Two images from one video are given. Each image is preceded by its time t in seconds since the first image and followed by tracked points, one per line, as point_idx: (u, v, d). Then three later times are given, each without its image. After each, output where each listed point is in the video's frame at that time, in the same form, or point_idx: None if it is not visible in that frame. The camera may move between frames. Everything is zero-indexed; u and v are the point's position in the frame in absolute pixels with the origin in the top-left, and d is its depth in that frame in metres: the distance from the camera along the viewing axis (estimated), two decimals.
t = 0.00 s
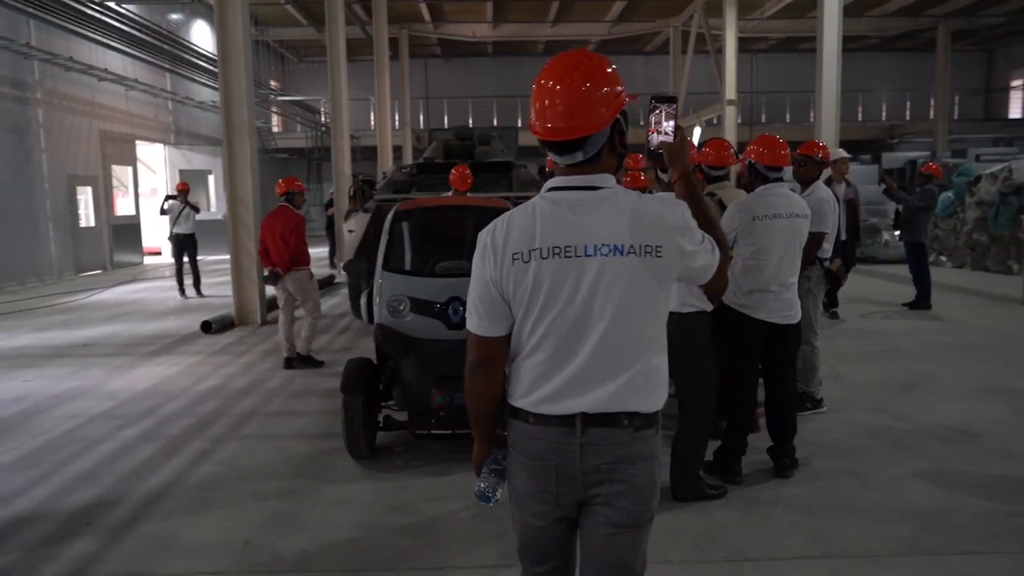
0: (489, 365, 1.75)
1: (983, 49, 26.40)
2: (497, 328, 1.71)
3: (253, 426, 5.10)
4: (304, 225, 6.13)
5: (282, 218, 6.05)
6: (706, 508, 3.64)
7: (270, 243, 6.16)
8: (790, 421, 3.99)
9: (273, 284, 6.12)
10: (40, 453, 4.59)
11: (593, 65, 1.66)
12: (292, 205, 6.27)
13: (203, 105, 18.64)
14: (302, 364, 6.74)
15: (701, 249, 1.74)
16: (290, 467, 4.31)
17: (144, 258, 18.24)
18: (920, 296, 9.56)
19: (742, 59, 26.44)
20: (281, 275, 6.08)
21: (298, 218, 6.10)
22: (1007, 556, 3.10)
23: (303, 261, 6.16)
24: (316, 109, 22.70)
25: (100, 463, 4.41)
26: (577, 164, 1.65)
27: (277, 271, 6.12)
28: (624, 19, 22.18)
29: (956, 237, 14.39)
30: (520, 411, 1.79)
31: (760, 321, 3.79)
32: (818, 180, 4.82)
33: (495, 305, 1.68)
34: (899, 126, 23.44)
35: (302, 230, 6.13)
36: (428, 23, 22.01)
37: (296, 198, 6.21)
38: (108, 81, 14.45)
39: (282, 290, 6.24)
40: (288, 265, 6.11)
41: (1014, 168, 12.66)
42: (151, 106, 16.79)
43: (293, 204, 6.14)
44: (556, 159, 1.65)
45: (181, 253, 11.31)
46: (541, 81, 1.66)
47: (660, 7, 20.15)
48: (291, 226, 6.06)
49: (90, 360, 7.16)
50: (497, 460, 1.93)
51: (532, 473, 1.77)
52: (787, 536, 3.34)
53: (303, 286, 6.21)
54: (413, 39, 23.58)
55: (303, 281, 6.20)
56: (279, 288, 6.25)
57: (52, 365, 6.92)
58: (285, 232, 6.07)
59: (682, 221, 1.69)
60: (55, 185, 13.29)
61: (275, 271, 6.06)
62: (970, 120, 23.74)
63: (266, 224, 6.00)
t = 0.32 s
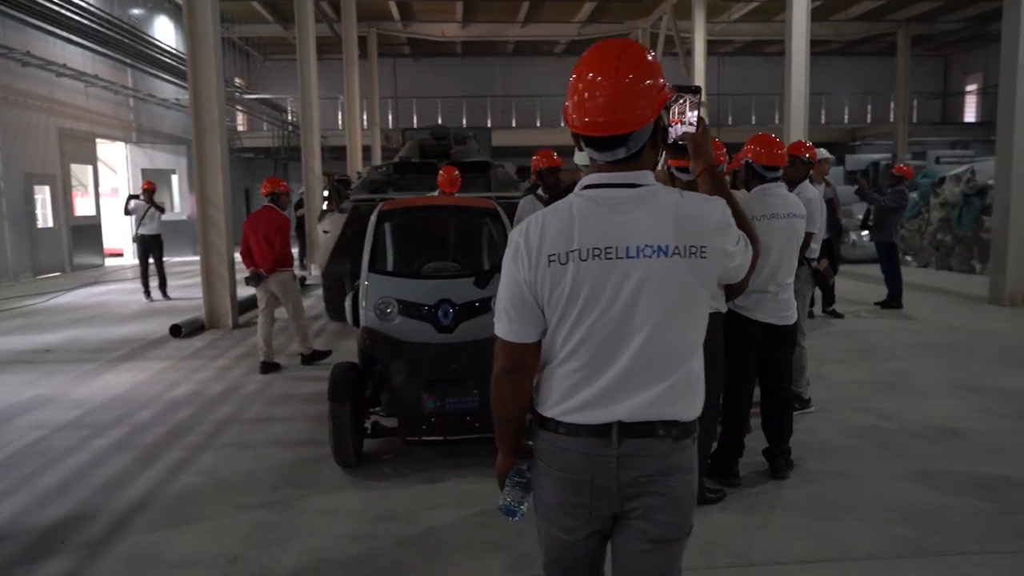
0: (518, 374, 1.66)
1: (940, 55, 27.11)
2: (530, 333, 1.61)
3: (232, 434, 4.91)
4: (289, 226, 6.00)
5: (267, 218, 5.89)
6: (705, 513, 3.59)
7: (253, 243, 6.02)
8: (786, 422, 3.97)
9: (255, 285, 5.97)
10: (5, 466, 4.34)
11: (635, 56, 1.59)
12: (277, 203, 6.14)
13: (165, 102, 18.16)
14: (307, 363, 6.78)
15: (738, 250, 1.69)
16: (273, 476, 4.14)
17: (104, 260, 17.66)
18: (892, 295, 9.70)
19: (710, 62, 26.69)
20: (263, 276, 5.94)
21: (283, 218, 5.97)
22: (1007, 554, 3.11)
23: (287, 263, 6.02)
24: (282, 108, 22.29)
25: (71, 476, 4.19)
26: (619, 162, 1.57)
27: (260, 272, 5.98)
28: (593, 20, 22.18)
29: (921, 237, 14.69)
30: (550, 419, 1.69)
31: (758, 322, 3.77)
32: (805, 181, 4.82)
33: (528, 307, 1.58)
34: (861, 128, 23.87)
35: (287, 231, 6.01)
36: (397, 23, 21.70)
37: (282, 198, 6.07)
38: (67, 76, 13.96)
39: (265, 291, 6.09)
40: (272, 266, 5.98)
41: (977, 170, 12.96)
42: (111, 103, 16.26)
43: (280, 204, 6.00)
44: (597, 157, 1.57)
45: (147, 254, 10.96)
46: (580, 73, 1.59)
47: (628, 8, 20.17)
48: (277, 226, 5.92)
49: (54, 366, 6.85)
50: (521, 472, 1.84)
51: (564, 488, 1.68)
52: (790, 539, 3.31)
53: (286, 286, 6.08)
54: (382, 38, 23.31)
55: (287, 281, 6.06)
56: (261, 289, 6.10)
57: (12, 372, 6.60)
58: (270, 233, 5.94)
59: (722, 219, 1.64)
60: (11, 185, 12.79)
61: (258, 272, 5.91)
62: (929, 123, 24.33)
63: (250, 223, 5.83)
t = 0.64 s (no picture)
0: (555, 389, 1.54)
1: (898, 58, 27.72)
2: (570, 346, 1.50)
3: (209, 444, 4.69)
4: (280, 226, 6.01)
5: (257, 219, 5.91)
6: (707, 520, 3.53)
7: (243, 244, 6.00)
8: (784, 424, 3.91)
9: (245, 286, 5.92)
10: None
11: (685, 50, 1.50)
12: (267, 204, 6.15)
13: (124, 99, 17.59)
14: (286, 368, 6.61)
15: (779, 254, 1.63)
16: (255, 489, 3.95)
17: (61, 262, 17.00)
18: (864, 295, 9.82)
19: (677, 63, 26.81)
20: (253, 277, 5.90)
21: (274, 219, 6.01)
22: (1011, 557, 3.11)
23: (277, 263, 5.99)
24: (246, 105, 21.76)
25: (36, 494, 3.94)
26: (671, 161, 1.48)
27: (250, 273, 5.95)
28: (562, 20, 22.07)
29: (887, 237, 14.95)
30: (586, 435, 1.59)
31: (758, 325, 3.73)
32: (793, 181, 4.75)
33: (567, 318, 1.47)
34: (824, 130, 24.24)
35: (277, 232, 6.02)
36: (365, 20, 21.27)
37: (272, 199, 6.08)
38: (21, 71, 13.37)
39: (253, 293, 6.05)
40: (262, 266, 5.94)
41: (941, 171, 13.22)
42: (67, 99, 15.64)
43: (270, 205, 6.01)
44: (645, 157, 1.48)
45: (109, 256, 10.56)
46: (627, 68, 1.50)
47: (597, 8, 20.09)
48: (267, 226, 5.93)
49: (12, 374, 6.50)
50: (547, 492, 1.73)
51: (603, 511, 1.57)
52: (795, 546, 3.26)
53: (276, 287, 6.04)
54: (349, 36, 22.93)
55: (276, 282, 6.03)
56: (251, 291, 6.06)
57: None
58: (260, 235, 5.94)
59: (768, 223, 1.58)
60: None
61: (249, 272, 5.89)
62: (889, 125, 24.82)
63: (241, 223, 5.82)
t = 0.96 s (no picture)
0: (590, 412, 1.43)
1: (862, 60, 28.15)
2: (611, 363, 1.39)
3: (185, 456, 4.49)
4: (264, 227, 6.01)
5: (242, 219, 5.97)
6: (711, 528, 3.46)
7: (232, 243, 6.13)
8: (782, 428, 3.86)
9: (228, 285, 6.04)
10: None
11: (733, 44, 1.40)
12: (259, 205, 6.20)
13: (83, 94, 16.95)
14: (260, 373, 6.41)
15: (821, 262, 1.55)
16: (238, 504, 3.77)
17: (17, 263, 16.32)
18: (840, 294, 9.89)
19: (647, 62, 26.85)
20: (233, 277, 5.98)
21: (261, 219, 6.03)
22: (1014, 561, 3.11)
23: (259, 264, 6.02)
24: (209, 102, 21.15)
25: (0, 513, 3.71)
26: (719, 163, 1.38)
27: (234, 273, 6.05)
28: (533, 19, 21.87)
29: (857, 236, 15.14)
30: (623, 458, 1.49)
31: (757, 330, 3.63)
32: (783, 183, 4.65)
33: (607, 333, 1.36)
34: (791, 131, 24.50)
35: (263, 231, 6.04)
36: (333, 16, 20.83)
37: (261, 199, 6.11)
38: None
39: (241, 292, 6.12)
40: (244, 267, 6.00)
41: (908, 172, 13.42)
42: (22, 94, 14.99)
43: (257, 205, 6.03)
44: (690, 160, 1.38)
45: (70, 257, 10.15)
46: (671, 62, 1.39)
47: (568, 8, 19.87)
48: (252, 226, 5.97)
49: None
50: (574, 517, 1.61)
51: (642, 538, 1.46)
52: (800, 552, 3.22)
53: (258, 288, 6.08)
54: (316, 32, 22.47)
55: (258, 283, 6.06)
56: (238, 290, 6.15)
57: None
58: (244, 236, 5.99)
59: (813, 230, 1.49)
60: None
61: (230, 272, 5.99)
62: (853, 127, 25.20)
63: (226, 223, 5.94)
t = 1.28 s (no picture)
0: (626, 434, 1.30)
1: (830, 63, 28.47)
2: (652, 379, 1.26)
3: (156, 470, 4.28)
4: (234, 226, 5.78)
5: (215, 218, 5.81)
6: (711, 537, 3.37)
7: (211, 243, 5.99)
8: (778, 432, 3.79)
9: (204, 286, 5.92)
10: None
11: (787, 29, 1.28)
12: (238, 203, 6.03)
13: (42, 90, 16.30)
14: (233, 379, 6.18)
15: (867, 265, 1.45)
16: (215, 523, 3.58)
17: None
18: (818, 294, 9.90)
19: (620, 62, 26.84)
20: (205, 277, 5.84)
21: (235, 218, 5.83)
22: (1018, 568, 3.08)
23: (229, 264, 5.81)
24: (174, 99, 20.56)
25: None
26: (768, 159, 1.27)
27: (208, 275, 5.88)
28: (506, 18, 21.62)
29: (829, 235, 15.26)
30: (661, 481, 1.36)
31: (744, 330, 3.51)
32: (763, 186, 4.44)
33: (648, 347, 1.24)
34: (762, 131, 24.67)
35: (235, 231, 5.81)
36: (302, 12, 20.39)
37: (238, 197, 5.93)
38: None
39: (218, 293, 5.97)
40: (214, 267, 5.82)
41: (880, 172, 13.57)
42: None
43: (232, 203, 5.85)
44: (737, 157, 1.26)
45: (29, 260, 9.73)
46: (714, 50, 1.27)
47: (541, 7, 19.65)
48: (223, 226, 5.77)
49: None
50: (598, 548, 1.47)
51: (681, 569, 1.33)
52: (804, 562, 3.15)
53: (233, 290, 5.88)
54: (285, 28, 21.99)
55: (228, 284, 5.85)
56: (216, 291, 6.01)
57: None
58: (215, 235, 5.80)
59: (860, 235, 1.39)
60: None
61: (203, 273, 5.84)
62: (821, 128, 25.51)
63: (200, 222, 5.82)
